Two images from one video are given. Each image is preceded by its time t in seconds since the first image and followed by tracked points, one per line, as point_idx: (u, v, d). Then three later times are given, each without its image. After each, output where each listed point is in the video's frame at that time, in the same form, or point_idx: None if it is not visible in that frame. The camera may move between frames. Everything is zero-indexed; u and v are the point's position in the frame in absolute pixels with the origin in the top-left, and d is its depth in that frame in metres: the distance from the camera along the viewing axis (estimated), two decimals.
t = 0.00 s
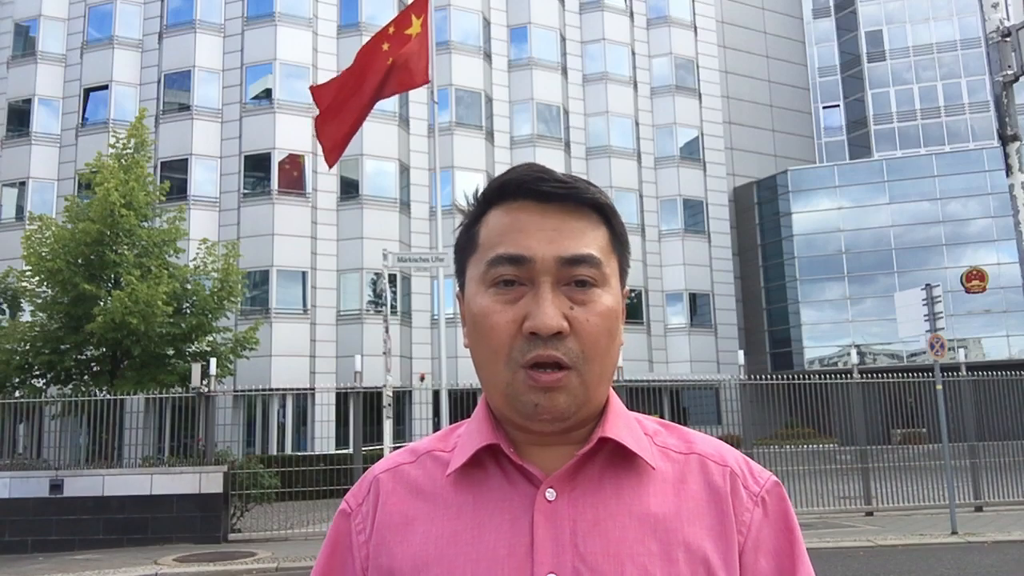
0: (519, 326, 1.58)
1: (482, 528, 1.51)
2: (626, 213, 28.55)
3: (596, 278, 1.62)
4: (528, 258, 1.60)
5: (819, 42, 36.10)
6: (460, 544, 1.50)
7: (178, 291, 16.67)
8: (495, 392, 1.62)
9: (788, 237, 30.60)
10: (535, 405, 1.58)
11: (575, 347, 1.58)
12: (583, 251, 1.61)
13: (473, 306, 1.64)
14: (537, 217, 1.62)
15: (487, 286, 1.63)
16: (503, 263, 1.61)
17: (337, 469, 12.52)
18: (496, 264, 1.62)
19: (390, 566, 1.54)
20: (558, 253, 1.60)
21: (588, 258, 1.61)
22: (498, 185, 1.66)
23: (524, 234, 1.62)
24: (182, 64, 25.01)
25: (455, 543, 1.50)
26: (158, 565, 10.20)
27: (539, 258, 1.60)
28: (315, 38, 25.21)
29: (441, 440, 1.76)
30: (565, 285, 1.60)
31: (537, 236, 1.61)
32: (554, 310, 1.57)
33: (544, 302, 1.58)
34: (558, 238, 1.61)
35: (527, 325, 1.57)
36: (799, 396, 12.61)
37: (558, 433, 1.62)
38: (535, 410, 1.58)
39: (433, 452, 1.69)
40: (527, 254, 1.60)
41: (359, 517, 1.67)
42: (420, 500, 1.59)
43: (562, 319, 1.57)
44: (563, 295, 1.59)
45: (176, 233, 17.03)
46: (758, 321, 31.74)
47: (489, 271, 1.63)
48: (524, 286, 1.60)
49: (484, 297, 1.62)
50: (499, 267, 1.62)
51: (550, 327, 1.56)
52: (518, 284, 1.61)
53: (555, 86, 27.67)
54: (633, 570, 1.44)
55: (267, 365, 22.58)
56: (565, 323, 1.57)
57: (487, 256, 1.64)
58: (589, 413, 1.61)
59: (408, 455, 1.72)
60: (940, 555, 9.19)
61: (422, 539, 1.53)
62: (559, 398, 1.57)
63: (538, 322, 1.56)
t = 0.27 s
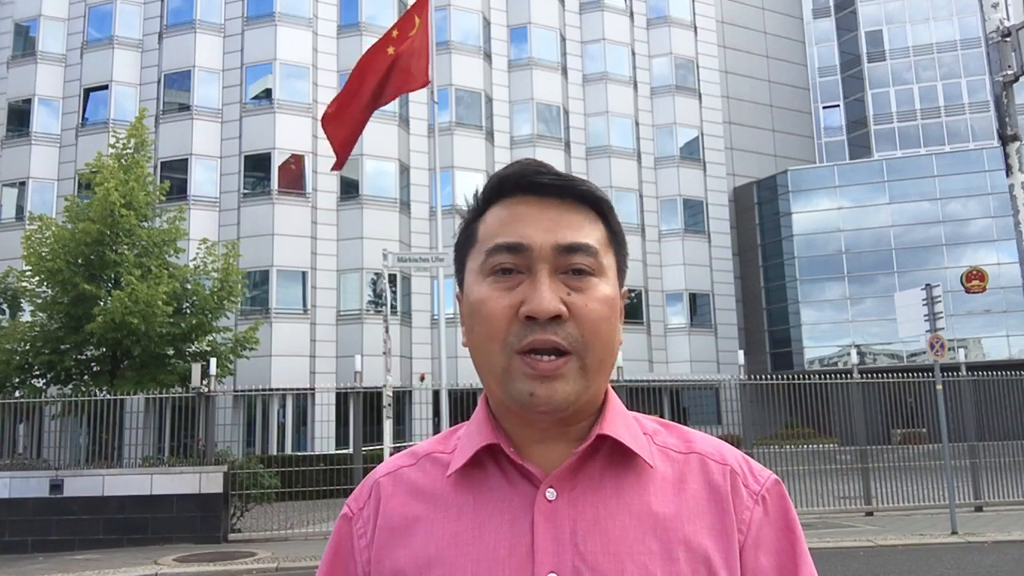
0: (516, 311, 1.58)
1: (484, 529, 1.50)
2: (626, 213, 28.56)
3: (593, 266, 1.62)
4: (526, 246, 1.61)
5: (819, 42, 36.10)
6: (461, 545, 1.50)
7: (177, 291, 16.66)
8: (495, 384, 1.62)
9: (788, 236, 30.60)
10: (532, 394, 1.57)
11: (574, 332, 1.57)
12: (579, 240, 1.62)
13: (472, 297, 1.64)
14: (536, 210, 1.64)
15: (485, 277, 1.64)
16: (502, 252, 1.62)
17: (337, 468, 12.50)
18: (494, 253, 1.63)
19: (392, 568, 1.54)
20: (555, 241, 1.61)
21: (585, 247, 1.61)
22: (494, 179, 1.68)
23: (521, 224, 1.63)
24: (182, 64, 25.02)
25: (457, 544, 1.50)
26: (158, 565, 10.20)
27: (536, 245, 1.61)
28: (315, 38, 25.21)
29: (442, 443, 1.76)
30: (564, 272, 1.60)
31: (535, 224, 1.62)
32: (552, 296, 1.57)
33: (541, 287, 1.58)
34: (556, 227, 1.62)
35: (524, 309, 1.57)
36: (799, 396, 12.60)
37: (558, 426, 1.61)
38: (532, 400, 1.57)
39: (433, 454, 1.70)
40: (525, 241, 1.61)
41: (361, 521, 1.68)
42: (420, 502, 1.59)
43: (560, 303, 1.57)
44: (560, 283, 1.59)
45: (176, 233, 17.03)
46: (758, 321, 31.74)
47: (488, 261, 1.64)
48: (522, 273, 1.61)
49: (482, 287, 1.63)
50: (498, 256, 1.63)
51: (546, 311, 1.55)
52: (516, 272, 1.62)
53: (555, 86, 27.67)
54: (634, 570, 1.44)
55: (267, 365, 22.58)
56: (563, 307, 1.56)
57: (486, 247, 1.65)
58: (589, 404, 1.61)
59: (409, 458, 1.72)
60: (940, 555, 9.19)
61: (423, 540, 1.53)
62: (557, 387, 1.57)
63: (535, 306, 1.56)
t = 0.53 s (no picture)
0: (524, 305, 1.57)
1: (490, 529, 1.50)
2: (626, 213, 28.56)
3: (599, 263, 1.62)
4: (534, 242, 1.61)
5: (818, 42, 36.09)
6: (467, 546, 1.49)
7: (178, 291, 16.66)
8: (501, 380, 1.61)
9: (788, 236, 30.60)
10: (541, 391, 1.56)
11: (582, 327, 1.56)
12: (586, 237, 1.62)
13: (478, 292, 1.64)
14: (543, 206, 1.64)
15: (492, 272, 1.63)
16: (509, 248, 1.62)
17: (337, 468, 12.48)
18: (501, 249, 1.62)
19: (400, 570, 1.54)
20: (563, 237, 1.61)
21: (591, 243, 1.61)
22: (503, 179, 1.68)
23: (528, 220, 1.63)
24: (182, 64, 25.01)
25: (463, 544, 1.50)
26: (158, 565, 10.20)
27: (543, 241, 1.60)
28: (315, 37, 25.21)
29: (448, 444, 1.76)
30: (573, 268, 1.60)
31: (542, 222, 1.62)
32: (560, 291, 1.56)
33: (549, 282, 1.57)
34: (564, 225, 1.62)
35: (532, 305, 1.56)
36: (799, 396, 12.60)
37: (564, 424, 1.61)
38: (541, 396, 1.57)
39: (440, 454, 1.70)
40: (532, 236, 1.61)
41: (370, 522, 1.68)
42: (429, 501, 1.59)
43: (568, 300, 1.56)
44: (568, 278, 1.59)
45: (176, 233, 17.02)
46: (758, 321, 31.75)
47: (494, 256, 1.63)
48: (528, 269, 1.60)
49: (488, 282, 1.62)
50: (504, 252, 1.62)
51: (555, 306, 1.54)
52: (524, 268, 1.61)
53: (555, 86, 27.67)
54: (639, 568, 1.43)
55: (267, 365, 22.58)
56: (570, 303, 1.56)
57: (493, 244, 1.65)
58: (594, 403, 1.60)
59: (416, 459, 1.73)
60: (940, 555, 9.19)
61: (431, 540, 1.53)
62: (566, 384, 1.56)
63: (544, 302, 1.55)
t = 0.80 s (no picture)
0: (543, 327, 1.57)
1: (506, 533, 1.50)
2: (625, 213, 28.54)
3: (618, 280, 1.60)
4: (551, 261, 1.58)
5: (818, 42, 36.09)
6: (484, 551, 1.50)
7: (178, 291, 16.65)
8: (519, 396, 1.61)
9: (788, 236, 30.62)
10: (561, 405, 1.56)
11: (601, 350, 1.56)
12: (604, 252, 1.59)
13: (495, 309, 1.63)
14: (558, 220, 1.60)
15: (509, 290, 1.61)
16: (525, 266, 1.59)
17: (337, 468, 12.45)
18: (517, 267, 1.60)
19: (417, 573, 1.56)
20: (580, 256, 1.58)
21: (610, 261, 1.59)
22: (516, 188, 1.64)
23: (544, 236, 1.60)
24: (182, 64, 25.01)
25: (479, 550, 1.50)
26: (158, 565, 10.20)
27: (560, 260, 1.58)
28: (315, 37, 25.21)
29: (463, 446, 1.76)
30: (590, 286, 1.58)
31: (558, 238, 1.59)
32: (580, 314, 1.55)
33: (569, 305, 1.56)
34: (580, 240, 1.59)
35: (552, 329, 1.55)
36: (798, 396, 12.61)
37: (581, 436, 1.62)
38: (559, 410, 1.57)
39: (455, 458, 1.70)
40: (547, 255, 1.59)
41: (385, 525, 1.69)
42: (442, 507, 1.59)
43: (587, 321, 1.55)
44: (587, 298, 1.57)
45: (176, 233, 17.03)
46: (758, 321, 31.75)
47: (510, 274, 1.61)
48: (546, 288, 1.59)
49: (506, 302, 1.61)
50: (521, 269, 1.60)
51: (576, 333, 1.53)
52: (541, 289, 1.59)
53: (554, 86, 27.67)
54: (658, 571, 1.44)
55: (267, 365, 22.59)
56: (590, 325, 1.55)
57: (508, 259, 1.62)
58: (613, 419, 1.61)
59: (429, 462, 1.74)
60: (939, 555, 9.19)
61: (447, 543, 1.54)
62: (584, 399, 1.56)
63: (564, 326, 1.54)
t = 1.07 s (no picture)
0: (581, 330, 1.55)
1: (532, 536, 1.48)
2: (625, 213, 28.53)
3: (658, 281, 1.58)
4: (590, 262, 1.56)
5: (819, 42, 36.08)
6: (510, 551, 1.48)
7: (178, 291, 16.65)
8: (554, 401, 1.59)
9: (788, 236, 30.62)
10: (597, 410, 1.54)
11: (642, 354, 1.54)
12: (644, 252, 1.58)
13: (531, 310, 1.60)
14: (598, 219, 1.58)
15: (545, 290, 1.59)
16: (564, 266, 1.57)
17: (337, 469, 12.44)
18: (555, 268, 1.58)
19: (443, 574, 1.53)
20: (621, 256, 1.56)
21: (651, 262, 1.57)
22: (555, 183, 1.61)
23: (584, 235, 1.58)
24: (182, 64, 24.99)
25: (506, 552, 1.48)
26: (158, 565, 10.20)
27: (602, 260, 1.56)
28: (315, 37, 25.21)
29: (490, 442, 1.74)
30: (630, 288, 1.56)
31: (598, 237, 1.57)
32: (621, 317, 1.53)
33: (609, 309, 1.54)
34: (620, 240, 1.57)
35: (591, 333, 1.53)
36: (798, 396, 12.60)
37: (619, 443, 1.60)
38: (597, 414, 1.54)
39: (480, 455, 1.68)
40: (587, 255, 1.57)
41: (408, 520, 1.68)
42: (467, 504, 1.57)
43: (628, 324, 1.53)
44: (626, 300, 1.56)
45: (176, 233, 17.03)
46: (758, 321, 31.72)
47: (547, 274, 1.59)
48: (585, 290, 1.56)
49: (542, 304, 1.58)
50: (559, 269, 1.58)
51: (616, 338, 1.51)
52: (580, 290, 1.57)
53: (554, 86, 27.67)
54: None
55: (267, 365, 22.59)
56: (630, 329, 1.53)
57: (545, 259, 1.60)
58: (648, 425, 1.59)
59: (455, 457, 1.71)
60: (939, 555, 9.19)
61: (473, 543, 1.52)
62: (622, 403, 1.54)
63: (605, 330, 1.52)
